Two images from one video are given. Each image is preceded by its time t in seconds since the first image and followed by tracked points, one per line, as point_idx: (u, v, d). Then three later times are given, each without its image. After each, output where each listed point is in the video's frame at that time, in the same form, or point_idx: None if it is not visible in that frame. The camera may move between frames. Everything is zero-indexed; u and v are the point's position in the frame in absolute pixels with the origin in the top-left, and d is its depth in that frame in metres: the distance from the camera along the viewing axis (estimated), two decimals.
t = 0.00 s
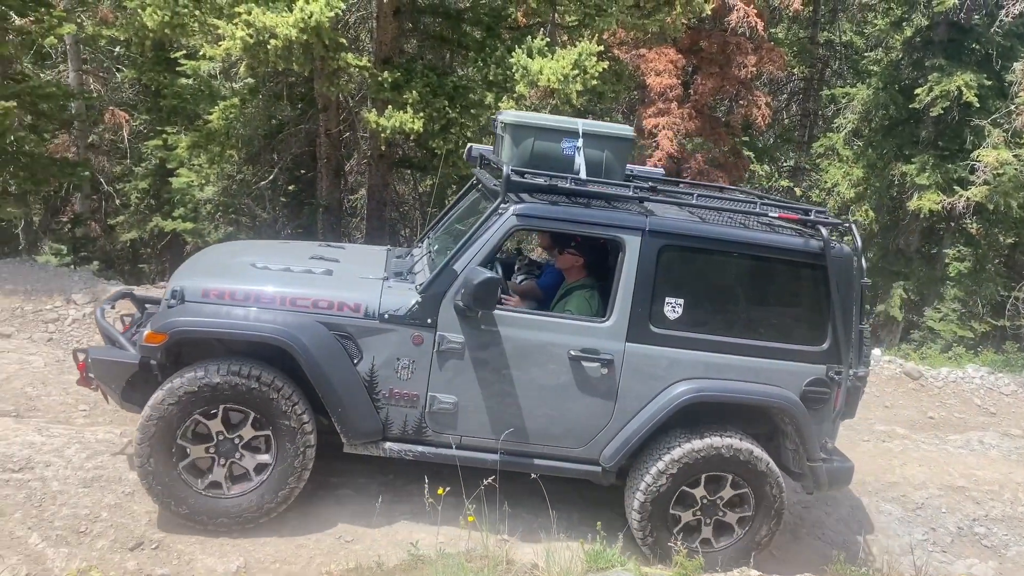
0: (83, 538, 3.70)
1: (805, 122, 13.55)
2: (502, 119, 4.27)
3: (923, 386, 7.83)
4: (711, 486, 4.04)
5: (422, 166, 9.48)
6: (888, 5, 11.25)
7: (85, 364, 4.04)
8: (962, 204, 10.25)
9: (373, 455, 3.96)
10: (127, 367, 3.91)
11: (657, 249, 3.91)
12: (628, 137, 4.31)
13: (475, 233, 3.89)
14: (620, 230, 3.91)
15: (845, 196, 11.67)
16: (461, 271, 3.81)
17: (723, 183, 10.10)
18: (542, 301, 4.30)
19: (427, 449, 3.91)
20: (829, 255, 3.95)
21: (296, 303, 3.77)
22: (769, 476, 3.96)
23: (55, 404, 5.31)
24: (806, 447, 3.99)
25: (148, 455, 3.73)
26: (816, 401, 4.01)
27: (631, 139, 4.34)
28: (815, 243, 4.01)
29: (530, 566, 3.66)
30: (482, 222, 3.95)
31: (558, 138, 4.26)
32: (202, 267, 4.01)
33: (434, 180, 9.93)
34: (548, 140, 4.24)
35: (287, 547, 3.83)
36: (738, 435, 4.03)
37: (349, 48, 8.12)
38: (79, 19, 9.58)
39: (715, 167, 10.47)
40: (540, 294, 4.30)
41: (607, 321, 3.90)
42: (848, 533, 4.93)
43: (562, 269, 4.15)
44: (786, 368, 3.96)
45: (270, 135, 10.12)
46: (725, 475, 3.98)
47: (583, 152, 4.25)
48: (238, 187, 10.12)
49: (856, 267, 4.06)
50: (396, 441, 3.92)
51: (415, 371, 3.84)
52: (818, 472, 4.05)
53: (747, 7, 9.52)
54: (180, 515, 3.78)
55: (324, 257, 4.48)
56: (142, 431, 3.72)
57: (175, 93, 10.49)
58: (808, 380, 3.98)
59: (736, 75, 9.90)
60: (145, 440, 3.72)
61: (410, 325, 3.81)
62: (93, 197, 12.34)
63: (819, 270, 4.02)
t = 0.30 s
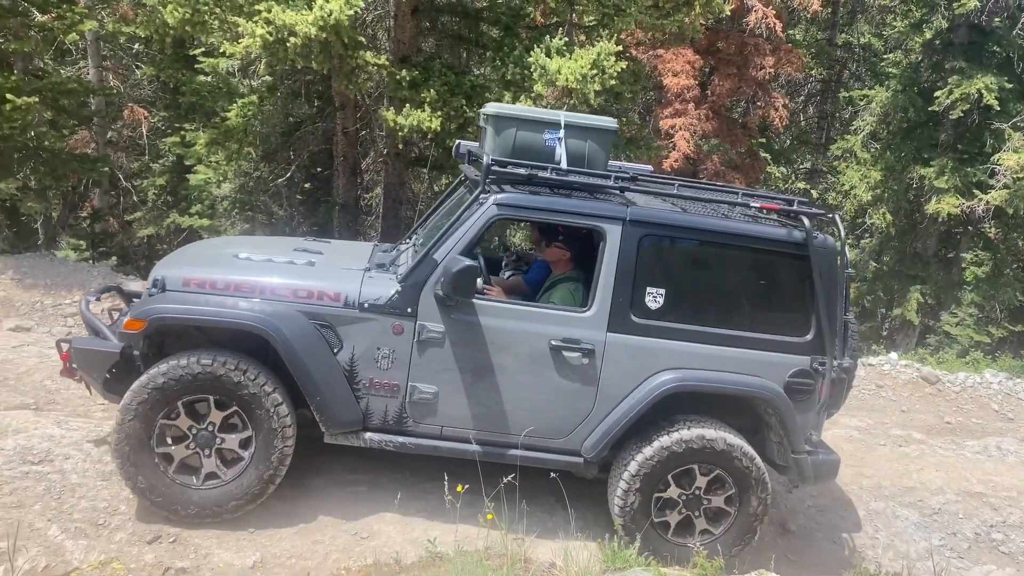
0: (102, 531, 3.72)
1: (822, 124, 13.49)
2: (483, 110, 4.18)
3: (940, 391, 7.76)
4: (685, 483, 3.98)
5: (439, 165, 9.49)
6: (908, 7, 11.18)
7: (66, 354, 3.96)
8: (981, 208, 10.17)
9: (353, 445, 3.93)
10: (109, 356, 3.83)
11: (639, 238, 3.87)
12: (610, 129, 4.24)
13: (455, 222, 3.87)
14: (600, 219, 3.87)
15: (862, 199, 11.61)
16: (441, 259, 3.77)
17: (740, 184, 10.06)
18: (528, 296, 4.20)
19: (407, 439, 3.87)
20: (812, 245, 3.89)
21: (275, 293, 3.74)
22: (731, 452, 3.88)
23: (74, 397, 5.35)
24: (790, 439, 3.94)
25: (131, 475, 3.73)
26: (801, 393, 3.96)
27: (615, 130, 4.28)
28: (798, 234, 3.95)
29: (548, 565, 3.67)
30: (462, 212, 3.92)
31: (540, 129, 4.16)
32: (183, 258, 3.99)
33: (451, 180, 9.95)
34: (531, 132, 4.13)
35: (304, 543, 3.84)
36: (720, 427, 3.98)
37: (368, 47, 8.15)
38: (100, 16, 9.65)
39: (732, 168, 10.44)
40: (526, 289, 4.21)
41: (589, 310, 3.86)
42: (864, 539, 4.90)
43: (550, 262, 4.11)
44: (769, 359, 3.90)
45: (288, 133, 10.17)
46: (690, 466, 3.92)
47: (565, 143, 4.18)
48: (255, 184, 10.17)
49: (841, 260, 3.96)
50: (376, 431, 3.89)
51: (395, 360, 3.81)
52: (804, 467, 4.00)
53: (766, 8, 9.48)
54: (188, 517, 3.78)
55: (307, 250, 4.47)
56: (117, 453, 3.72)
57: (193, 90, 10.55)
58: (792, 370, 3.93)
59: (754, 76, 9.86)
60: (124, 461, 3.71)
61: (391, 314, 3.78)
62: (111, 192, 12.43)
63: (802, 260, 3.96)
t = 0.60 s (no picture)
0: (123, 523, 3.74)
1: (841, 126, 13.40)
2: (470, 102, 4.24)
3: (960, 395, 7.67)
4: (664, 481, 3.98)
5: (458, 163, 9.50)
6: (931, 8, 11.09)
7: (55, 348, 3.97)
8: (1003, 211, 10.06)
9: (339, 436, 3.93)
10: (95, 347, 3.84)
11: (623, 229, 3.86)
12: (594, 119, 4.26)
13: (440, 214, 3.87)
14: (585, 210, 3.87)
15: (881, 201, 11.51)
16: (424, 250, 3.78)
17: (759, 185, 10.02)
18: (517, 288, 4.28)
19: (392, 431, 3.87)
20: (797, 236, 3.88)
21: (258, 283, 3.75)
22: (692, 438, 3.87)
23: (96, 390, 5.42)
24: (777, 431, 3.88)
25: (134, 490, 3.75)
26: (788, 384, 3.92)
27: (601, 121, 4.30)
28: (784, 224, 3.94)
29: (568, 565, 3.67)
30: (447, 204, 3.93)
31: (526, 120, 4.16)
32: (169, 251, 4.02)
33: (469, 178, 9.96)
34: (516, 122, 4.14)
35: (322, 538, 3.86)
36: (703, 421, 3.95)
37: (388, 45, 8.17)
38: (123, 13, 9.73)
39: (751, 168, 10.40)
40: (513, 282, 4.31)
41: (573, 302, 3.85)
42: (882, 543, 4.87)
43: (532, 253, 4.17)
44: (755, 350, 3.87)
45: (308, 131, 10.23)
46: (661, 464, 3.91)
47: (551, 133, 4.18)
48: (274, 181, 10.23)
49: (825, 247, 4.00)
50: (361, 422, 3.89)
51: (379, 352, 3.81)
52: (793, 454, 3.94)
53: (787, 8, 9.45)
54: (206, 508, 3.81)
55: (296, 243, 4.49)
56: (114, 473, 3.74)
57: (214, 87, 10.63)
58: (779, 361, 3.89)
59: (773, 77, 9.82)
60: (125, 478, 3.74)
61: (374, 306, 3.78)
62: (132, 188, 12.54)
63: (789, 250, 3.94)
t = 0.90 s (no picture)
0: (144, 515, 3.78)
1: (862, 126, 13.31)
2: (474, 93, 4.25)
3: (981, 400, 7.59)
4: (655, 481, 3.99)
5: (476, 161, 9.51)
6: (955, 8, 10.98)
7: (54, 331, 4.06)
8: None
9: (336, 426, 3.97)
10: (93, 333, 3.92)
11: (624, 223, 3.88)
12: (599, 115, 4.25)
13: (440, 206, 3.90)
14: (586, 205, 3.89)
15: (902, 202, 11.41)
16: (424, 242, 3.82)
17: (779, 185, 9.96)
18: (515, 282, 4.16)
19: (389, 422, 3.91)
20: (800, 235, 3.88)
21: (257, 272, 3.78)
22: (668, 436, 3.87)
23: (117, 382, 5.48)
24: (776, 431, 3.91)
25: (147, 491, 3.79)
26: (786, 384, 3.93)
27: (605, 116, 4.27)
28: (786, 222, 3.94)
29: (584, 564, 3.68)
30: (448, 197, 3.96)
31: (529, 113, 4.19)
32: (170, 238, 4.07)
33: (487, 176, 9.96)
34: (519, 115, 4.16)
35: (340, 532, 3.89)
36: (699, 416, 3.96)
37: (409, 43, 8.18)
38: (147, 10, 9.82)
39: (771, 168, 10.34)
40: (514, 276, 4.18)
41: (571, 296, 3.86)
42: (899, 546, 4.84)
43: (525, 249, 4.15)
44: (755, 349, 3.88)
45: (328, 128, 10.29)
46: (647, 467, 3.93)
47: (553, 127, 4.19)
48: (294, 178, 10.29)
49: (829, 246, 3.97)
50: (357, 413, 3.93)
51: (376, 343, 3.85)
52: (790, 451, 3.98)
53: (809, 7, 9.42)
54: (222, 491, 3.84)
55: (296, 232, 4.53)
56: (126, 479, 3.78)
57: (236, 83, 10.71)
58: (779, 360, 3.91)
59: (794, 77, 9.76)
60: (137, 482, 3.77)
61: (373, 296, 3.82)
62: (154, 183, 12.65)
63: (790, 248, 3.94)
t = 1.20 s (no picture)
0: (164, 508, 3.81)
1: (887, 126, 13.17)
2: (484, 88, 4.27)
3: (1006, 404, 7.48)
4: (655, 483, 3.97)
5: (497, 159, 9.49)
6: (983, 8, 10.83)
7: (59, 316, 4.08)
8: None
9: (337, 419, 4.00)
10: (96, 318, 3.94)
11: (631, 224, 3.89)
12: (609, 112, 4.22)
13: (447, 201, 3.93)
14: (593, 204, 3.90)
15: (927, 203, 11.26)
16: (430, 238, 3.84)
17: (801, 185, 9.87)
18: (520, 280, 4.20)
19: (390, 416, 3.93)
20: (808, 241, 3.88)
21: (262, 262, 3.81)
22: (654, 437, 3.85)
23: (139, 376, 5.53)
24: (777, 436, 3.96)
25: (166, 491, 3.82)
26: (791, 392, 3.93)
27: (615, 114, 4.27)
28: (795, 228, 3.94)
29: (601, 565, 3.68)
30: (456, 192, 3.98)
31: (538, 109, 4.18)
32: (177, 225, 4.11)
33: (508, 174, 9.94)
34: (527, 112, 4.15)
35: (357, 529, 3.90)
36: (697, 413, 3.95)
37: (430, 41, 8.19)
38: (172, 8, 9.91)
39: (794, 168, 10.24)
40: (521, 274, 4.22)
41: (576, 296, 3.88)
42: (919, 551, 4.79)
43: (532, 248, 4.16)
44: (760, 354, 3.90)
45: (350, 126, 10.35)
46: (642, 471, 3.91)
47: (562, 125, 4.17)
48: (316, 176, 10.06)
49: (839, 254, 3.94)
50: (359, 407, 3.95)
51: (379, 336, 3.87)
52: (792, 457, 3.98)
53: (833, 6, 9.37)
54: (239, 475, 3.87)
55: (302, 223, 4.55)
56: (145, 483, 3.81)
57: (258, 81, 10.79)
58: (784, 366, 3.92)
59: (818, 77, 9.68)
60: (156, 484, 3.80)
61: (377, 291, 3.84)
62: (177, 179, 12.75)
63: (798, 254, 3.95)
